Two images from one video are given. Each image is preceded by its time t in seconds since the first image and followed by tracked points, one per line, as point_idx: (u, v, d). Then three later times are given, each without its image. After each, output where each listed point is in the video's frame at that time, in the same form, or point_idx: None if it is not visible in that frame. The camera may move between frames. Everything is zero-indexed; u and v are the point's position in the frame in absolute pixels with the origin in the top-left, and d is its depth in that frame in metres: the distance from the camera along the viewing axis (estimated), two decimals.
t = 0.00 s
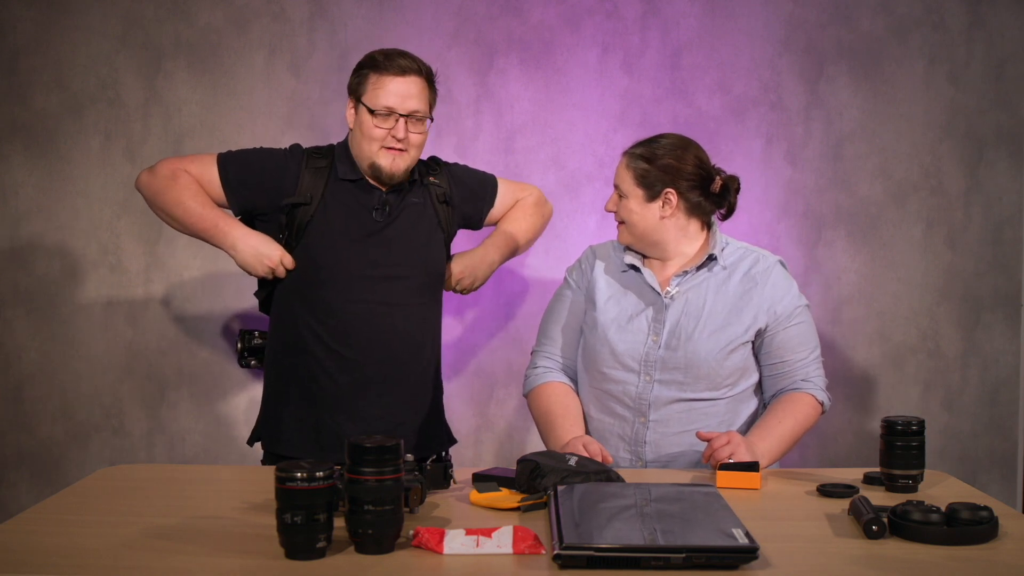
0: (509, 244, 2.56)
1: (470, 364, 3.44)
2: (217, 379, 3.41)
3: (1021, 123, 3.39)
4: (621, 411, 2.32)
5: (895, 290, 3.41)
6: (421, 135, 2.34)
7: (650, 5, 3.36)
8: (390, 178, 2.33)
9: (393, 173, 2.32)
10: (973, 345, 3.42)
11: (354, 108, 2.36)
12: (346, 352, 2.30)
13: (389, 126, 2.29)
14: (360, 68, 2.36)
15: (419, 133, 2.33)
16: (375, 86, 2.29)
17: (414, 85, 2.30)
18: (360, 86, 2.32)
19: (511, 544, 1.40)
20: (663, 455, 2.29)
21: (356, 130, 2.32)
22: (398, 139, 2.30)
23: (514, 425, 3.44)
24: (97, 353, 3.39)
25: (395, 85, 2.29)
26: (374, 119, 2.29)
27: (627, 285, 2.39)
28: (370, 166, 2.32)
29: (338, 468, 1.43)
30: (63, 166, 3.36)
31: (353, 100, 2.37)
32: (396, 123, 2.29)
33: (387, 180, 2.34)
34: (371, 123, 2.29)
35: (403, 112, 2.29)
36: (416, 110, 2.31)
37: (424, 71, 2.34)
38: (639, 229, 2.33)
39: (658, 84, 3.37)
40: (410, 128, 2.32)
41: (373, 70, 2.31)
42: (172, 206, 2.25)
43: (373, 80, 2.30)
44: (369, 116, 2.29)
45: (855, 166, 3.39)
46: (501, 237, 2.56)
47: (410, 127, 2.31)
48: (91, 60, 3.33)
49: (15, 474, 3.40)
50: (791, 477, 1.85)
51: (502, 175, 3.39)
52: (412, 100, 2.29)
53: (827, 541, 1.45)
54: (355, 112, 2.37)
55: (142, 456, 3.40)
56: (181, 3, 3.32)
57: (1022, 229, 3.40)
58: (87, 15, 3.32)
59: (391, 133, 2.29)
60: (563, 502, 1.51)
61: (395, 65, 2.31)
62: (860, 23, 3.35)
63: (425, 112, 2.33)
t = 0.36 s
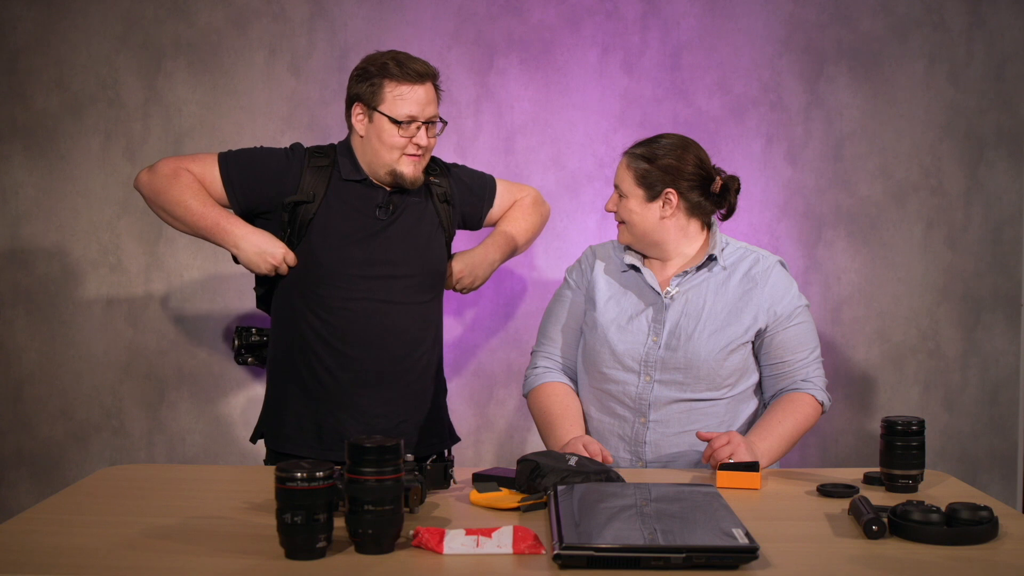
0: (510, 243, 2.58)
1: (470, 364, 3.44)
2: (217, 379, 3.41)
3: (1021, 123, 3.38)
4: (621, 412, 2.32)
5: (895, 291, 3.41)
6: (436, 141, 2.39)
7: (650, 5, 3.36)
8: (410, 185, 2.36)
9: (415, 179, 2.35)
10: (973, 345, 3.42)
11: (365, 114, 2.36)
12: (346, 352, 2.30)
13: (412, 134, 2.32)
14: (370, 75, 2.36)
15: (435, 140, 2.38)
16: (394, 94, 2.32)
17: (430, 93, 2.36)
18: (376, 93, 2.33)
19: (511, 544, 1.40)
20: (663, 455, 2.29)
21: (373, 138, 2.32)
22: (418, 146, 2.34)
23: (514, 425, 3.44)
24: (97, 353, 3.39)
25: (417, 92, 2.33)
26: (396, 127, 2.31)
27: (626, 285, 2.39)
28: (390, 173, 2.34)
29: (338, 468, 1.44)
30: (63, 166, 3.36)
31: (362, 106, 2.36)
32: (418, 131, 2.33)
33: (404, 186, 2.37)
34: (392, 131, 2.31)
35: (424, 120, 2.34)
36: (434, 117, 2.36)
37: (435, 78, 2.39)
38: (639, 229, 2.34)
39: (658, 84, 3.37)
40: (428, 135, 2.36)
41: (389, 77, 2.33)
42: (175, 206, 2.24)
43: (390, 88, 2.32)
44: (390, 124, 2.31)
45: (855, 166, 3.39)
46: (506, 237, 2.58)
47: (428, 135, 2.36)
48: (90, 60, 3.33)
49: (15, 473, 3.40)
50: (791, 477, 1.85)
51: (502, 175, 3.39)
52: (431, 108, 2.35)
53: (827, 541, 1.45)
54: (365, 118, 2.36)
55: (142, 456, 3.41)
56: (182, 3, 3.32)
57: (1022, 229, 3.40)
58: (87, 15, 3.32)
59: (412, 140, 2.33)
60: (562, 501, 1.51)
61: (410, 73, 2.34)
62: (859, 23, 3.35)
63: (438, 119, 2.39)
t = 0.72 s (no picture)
0: (510, 250, 2.59)
1: (470, 364, 3.44)
2: (217, 379, 3.41)
3: (1021, 123, 3.38)
4: (621, 412, 2.32)
5: (895, 291, 3.41)
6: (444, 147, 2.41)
7: (650, 5, 3.36)
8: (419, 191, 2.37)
9: (424, 184, 2.37)
10: (974, 345, 3.42)
11: (375, 118, 2.35)
12: (347, 354, 2.30)
13: (422, 140, 2.34)
14: (381, 79, 2.36)
15: (444, 146, 2.40)
16: (406, 100, 2.33)
17: (441, 99, 2.37)
18: (388, 98, 2.33)
19: (511, 544, 1.40)
20: (663, 455, 2.29)
21: (384, 142, 2.32)
22: (428, 152, 2.36)
23: (514, 425, 3.44)
24: (97, 353, 3.39)
25: (429, 99, 2.34)
26: (408, 132, 2.32)
27: (626, 284, 2.39)
28: (400, 177, 2.35)
29: (338, 468, 1.44)
30: (63, 166, 3.36)
31: (372, 110, 2.36)
32: (429, 136, 2.35)
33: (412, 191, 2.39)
34: (404, 137, 2.32)
35: (435, 125, 2.35)
36: (444, 122, 2.38)
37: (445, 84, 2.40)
38: (640, 230, 2.33)
39: (658, 84, 3.37)
40: (437, 140, 2.38)
41: (400, 82, 2.34)
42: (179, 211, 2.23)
43: (403, 94, 2.33)
44: (402, 129, 2.32)
45: (855, 166, 3.38)
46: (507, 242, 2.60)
47: (438, 140, 2.38)
48: (91, 60, 3.33)
49: (15, 473, 3.40)
50: (791, 477, 1.85)
51: (502, 175, 3.39)
52: (441, 114, 2.36)
53: (827, 541, 1.45)
54: (374, 122, 2.36)
55: (142, 456, 3.41)
56: (182, 3, 3.32)
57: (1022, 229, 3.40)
58: (87, 15, 3.32)
59: (423, 146, 2.34)
60: (562, 502, 1.51)
61: (422, 78, 2.35)
62: (859, 23, 3.35)
63: (447, 124, 2.40)
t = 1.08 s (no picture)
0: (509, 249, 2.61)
1: (470, 364, 3.44)
2: (217, 379, 3.41)
3: (1021, 123, 3.38)
4: (621, 412, 2.32)
5: (895, 291, 3.41)
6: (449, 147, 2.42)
7: (650, 5, 3.36)
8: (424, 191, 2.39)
9: (430, 184, 2.39)
10: (974, 345, 3.42)
11: (381, 118, 2.35)
12: (348, 354, 2.30)
13: (429, 141, 2.34)
14: (388, 79, 2.35)
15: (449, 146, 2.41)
16: (414, 101, 2.33)
17: (447, 100, 2.38)
18: (395, 99, 2.32)
19: (511, 544, 1.40)
20: (662, 455, 2.29)
21: (391, 143, 2.33)
22: (434, 152, 2.37)
23: (514, 424, 3.44)
24: (97, 353, 3.39)
25: (437, 100, 2.34)
26: (415, 133, 2.33)
27: (627, 284, 2.39)
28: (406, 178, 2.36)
29: (338, 468, 1.44)
30: (63, 166, 3.36)
31: (378, 110, 2.35)
32: (436, 137, 2.35)
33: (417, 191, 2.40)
34: (411, 137, 2.32)
35: (442, 126, 2.36)
36: (450, 123, 2.38)
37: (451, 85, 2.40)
38: (641, 230, 2.34)
39: (658, 84, 3.37)
40: (443, 141, 2.39)
41: (408, 83, 2.33)
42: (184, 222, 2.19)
43: (411, 94, 2.33)
44: (409, 130, 2.32)
45: (855, 166, 3.38)
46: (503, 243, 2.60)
47: (443, 141, 2.39)
48: (90, 60, 3.33)
49: (15, 473, 3.40)
50: (791, 477, 1.85)
51: (502, 175, 3.39)
52: (448, 114, 2.37)
53: (826, 541, 1.45)
54: (380, 122, 2.36)
55: (142, 455, 3.41)
56: (182, 3, 3.32)
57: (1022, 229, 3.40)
58: (86, 15, 3.32)
59: (429, 146, 2.35)
60: (562, 502, 1.51)
61: (430, 79, 2.35)
62: (859, 23, 3.35)
63: (452, 124, 2.41)
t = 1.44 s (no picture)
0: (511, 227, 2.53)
1: (470, 364, 3.44)
2: (217, 379, 3.41)
3: (1021, 123, 3.38)
4: (621, 412, 2.32)
5: (894, 291, 3.41)
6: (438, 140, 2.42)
7: (650, 5, 3.36)
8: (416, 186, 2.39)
9: (420, 178, 2.38)
10: (974, 345, 3.42)
11: (367, 114, 2.36)
12: (348, 354, 2.30)
13: (416, 133, 2.34)
14: (371, 75, 2.37)
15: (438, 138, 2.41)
16: (398, 94, 2.34)
17: (432, 93, 2.39)
18: (379, 93, 2.34)
19: (511, 544, 1.40)
20: (663, 455, 2.29)
21: (378, 138, 2.34)
22: (422, 144, 2.37)
23: (514, 424, 3.44)
24: (97, 353, 3.39)
25: (421, 92, 2.35)
26: (401, 126, 2.33)
27: (627, 285, 2.39)
28: (397, 172, 2.36)
29: (338, 468, 1.44)
30: (63, 166, 3.36)
31: (364, 107, 2.36)
32: (423, 130, 2.36)
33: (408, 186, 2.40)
34: (397, 131, 2.33)
35: (428, 118, 2.36)
36: (436, 115, 2.39)
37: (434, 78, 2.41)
38: (641, 230, 2.34)
39: (658, 84, 3.37)
40: (431, 133, 2.39)
41: (391, 77, 2.35)
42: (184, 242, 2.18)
43: (394, 88, 2.34)
44: (395, 124, 2.33)
45: (855, 166, 3.38)
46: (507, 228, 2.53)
47: (431, 133, 2.39)
48: (91, 60, 3.33)
49: (15, 473, 3.40)
50: (791, 477, 1.85)
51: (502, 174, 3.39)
52: (433, 106, 2.37)
53: (826, 541, 1.45)
54: (366, 118, 2.37)
55: (142, 455, 3.41)
56: (182, 3, 3.32)
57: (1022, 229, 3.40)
58: (86, 15, 3.32)
59: (417, 139, 2.35)
60: (563, 502, 1.51)
61: (413, 72, 2.36)
62: (859, 24, 3.35)
63: (439, 117, 2.41)
